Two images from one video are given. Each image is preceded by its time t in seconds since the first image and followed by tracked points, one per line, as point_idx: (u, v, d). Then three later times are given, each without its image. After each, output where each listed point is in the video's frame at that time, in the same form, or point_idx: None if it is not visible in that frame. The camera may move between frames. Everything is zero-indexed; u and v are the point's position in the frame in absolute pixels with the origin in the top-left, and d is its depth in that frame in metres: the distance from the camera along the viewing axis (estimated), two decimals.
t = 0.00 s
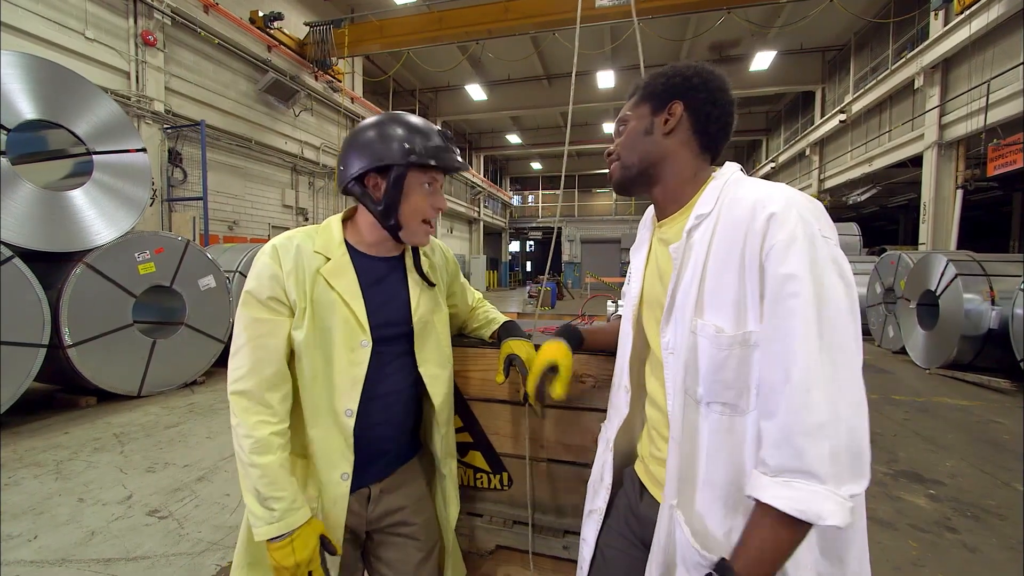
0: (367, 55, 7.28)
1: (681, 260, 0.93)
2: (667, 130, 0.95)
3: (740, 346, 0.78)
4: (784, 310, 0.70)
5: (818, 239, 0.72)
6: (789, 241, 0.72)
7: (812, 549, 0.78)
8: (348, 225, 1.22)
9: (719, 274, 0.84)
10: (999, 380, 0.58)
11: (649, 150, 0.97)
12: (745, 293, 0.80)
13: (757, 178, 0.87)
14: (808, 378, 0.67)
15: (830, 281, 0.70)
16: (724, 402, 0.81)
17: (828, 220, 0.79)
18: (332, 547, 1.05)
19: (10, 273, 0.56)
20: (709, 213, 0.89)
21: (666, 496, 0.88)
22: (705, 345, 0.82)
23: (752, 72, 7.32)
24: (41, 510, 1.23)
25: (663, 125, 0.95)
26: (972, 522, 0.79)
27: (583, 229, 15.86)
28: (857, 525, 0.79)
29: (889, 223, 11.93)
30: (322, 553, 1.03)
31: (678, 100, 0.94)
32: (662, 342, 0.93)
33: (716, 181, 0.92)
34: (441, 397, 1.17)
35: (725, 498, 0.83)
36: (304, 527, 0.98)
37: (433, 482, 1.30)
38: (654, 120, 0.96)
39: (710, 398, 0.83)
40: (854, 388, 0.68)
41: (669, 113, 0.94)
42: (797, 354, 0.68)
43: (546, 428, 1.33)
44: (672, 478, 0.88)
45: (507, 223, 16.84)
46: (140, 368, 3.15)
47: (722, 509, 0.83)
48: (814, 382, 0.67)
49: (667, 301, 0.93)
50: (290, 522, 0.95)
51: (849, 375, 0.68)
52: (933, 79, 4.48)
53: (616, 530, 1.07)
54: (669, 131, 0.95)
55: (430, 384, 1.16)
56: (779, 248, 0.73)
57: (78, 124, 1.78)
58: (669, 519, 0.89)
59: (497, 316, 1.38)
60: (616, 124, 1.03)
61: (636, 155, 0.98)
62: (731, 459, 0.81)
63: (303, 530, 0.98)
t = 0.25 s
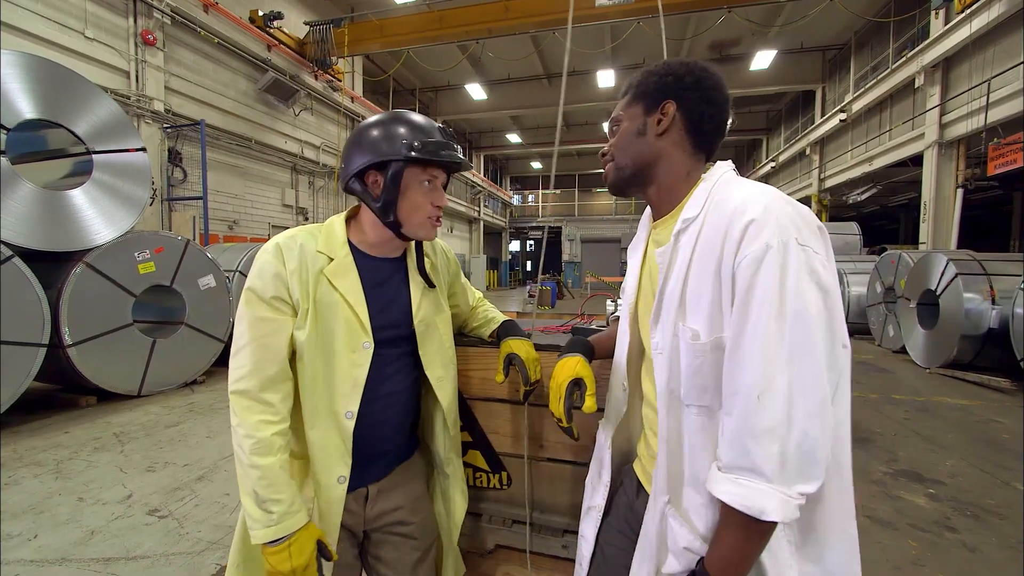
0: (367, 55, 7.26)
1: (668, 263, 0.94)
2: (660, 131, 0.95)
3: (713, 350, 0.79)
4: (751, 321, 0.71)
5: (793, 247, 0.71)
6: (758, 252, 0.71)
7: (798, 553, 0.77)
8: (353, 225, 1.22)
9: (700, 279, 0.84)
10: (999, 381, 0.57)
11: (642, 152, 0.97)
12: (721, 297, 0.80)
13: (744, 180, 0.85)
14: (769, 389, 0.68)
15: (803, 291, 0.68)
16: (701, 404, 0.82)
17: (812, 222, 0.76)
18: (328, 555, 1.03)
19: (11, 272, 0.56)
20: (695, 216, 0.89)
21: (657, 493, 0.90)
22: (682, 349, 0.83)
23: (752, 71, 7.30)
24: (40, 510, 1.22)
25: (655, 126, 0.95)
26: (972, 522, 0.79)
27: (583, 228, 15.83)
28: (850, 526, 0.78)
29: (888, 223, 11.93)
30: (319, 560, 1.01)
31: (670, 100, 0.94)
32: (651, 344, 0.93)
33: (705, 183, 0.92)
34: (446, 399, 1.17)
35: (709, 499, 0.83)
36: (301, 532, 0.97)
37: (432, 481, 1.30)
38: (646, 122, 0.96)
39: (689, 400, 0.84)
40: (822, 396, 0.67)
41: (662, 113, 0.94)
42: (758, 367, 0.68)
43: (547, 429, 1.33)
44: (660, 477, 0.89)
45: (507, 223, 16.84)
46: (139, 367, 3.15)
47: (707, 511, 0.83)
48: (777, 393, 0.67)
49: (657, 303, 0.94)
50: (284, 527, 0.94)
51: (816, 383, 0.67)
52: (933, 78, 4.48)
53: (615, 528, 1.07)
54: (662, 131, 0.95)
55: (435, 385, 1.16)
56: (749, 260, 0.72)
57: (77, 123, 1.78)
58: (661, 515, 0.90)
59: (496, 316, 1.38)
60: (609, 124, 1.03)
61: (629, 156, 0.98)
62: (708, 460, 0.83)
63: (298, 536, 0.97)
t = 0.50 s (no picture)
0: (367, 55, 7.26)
1: (664, 267, 0.93)
2: (656, 133, 0.95)
3: (707, 355, 0.79)
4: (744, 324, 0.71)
5: (786, 252, 0.71)
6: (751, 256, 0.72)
7: (790, 560, 0.76)
8: (348, 225, 1.21)
9: (694, 283, 0.84)
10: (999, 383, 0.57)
11: (637, 153, 0.97)
12: (716, 301, 0.80)
13: (739, 184, 0.84)
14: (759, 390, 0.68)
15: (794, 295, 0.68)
16: (694, 409, 0.82)
17: (805, 226, 0.76)
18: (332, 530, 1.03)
19: (10, 273, 0.56)
20: (690, 219, 0.89)
21: (645, 498, 0.89)
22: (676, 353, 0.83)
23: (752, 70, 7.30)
24: (40, 510, 1.23)
25: (651, 127, 0.95)
26: (972, 524, 0.79)
27: (583, 228, 15.82)
28: (842, 531, 0.78)
29: (888, 222, 11.92)
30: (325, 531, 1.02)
31: (665, 102, 0.94)
32: (644, 348, 0.93)
33: (700, 187, 0.91)
34: (445, 402, 1.17)
35: (699, 504, 0.83)
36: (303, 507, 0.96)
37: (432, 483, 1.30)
38: (642, 123, 0.96)
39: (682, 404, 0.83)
40: (813, 400, 0.67)
41: (657, 115, 0.94)
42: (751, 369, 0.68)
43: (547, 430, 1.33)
44: (648, 482, 0.89)
45: (507, 223, 16.83)
46: (139, 368, 3.15)
47: (698, 517, 0.83)
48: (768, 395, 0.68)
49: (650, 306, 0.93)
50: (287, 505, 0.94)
51: (806, 388, 0.67)
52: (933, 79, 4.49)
53: (611, 531, 1.07)
54: (657, 133, 0.95)
55: (432, 389, 1.16)
56: (742, 263, 0.72)
57: (76, 124, 1.78)
58: (648, 520, 0.90)
59: (494, 317, 1.37)
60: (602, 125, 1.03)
61: (624, 158, 0.98)
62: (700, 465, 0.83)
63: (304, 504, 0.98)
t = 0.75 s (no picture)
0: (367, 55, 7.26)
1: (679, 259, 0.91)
2: (692, 129, 0.94)
3: (726, 347, 0.78)
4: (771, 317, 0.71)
5: (814, 250, 0.72)
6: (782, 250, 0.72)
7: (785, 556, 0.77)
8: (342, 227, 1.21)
9: (714, 275, 0.83)
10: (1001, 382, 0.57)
11: (671, 146, 0.94)
12: (736, 295, 0.80)
13: (759, 182, 0.85)
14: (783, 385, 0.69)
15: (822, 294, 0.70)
16: (706, 403, 0.81)
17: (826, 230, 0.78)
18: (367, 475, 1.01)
19: (10, 273, 0.55)
20: (709, 213, 0.88)
21: (642, 490, 0.89)
22: (693, 344, 0.82)
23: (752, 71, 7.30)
24: (40, 511, 1.23)
25: (690, 123, 0.94)
26: (972, 525, 0.79)
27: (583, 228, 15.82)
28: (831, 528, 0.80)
29: (888, 222, 11.93)
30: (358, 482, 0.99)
31: (704, 101, 0.94)
32: (653, 341, 0.91)
33: (717, 182, 0.91)
34: (441, 402, 1.17)
35: (699, 497, 0.83)
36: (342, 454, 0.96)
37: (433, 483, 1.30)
38: (681, 117, 0.93)
39: (693, 397, 0.83)
40: (828, 397, 0.69)
41: (696, 111, 0.93)
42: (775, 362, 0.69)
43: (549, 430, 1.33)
44: (648, 476, 0.89)
45: (507, 223, 16.82)
46: (139, 368, 3.15)
47: (694, 509, 0.84)
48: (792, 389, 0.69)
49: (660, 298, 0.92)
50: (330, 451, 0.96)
51: (823, 385, 0.69)
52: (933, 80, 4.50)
53: (604, 535, 1.07)
54: (693, 129, 0.94)
55: (429, 390, 1.15)
56: (774, 257, 0.73)
57: (76, 124, 1.78)
58: (643, 511, 0.90)
59: (496, 319, 1.37)
60: (626, 100, 0.94)
61: (658, 148, 0.94)
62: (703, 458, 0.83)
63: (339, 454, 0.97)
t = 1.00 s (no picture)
0: (367, 54, 7.25)
1: (710, 252, 0.90)
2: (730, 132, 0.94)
3: (769, 343, 0.79)
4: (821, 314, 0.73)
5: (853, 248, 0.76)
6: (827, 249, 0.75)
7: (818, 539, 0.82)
8: (344, 224, 1.21)
9: (750, 270, 0.83)
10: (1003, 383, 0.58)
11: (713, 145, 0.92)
12: (776, 291, 0.81)
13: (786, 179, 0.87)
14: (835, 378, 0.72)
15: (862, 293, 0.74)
16: (741, 399, 0.82)
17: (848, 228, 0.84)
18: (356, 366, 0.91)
19: (11, 273, 0.55)
20: (738, 207, 0.88)
21: (679, 494, 0.87)
22: (733, 340, 0.81)
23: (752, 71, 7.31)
24: (41, 510, 1.22)
25: (732, 125, 0.94)
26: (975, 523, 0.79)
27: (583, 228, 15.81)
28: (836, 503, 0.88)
29: (889, 221, 11.91)
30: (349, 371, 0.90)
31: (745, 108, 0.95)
32: (677, 336, 0.91)
33: (743, 176, 0.92)
34: (443, 400, 1.16)
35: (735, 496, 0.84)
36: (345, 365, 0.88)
37: (434, 481, 1.29)
38: (728, 115, 0.92)
39: (729, 393, 0.82)
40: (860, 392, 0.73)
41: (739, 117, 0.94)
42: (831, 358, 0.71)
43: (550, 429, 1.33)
44: (684, 479, 0.87)
45: (507, 222, 16.81)
46: (140, 367, 3.15)
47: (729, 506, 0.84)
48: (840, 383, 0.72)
49: (685, 294, 0.91)
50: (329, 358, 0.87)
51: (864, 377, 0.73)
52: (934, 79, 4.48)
53: (610, 542, 1.06)
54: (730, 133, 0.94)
55: (431, 387, 1.15)
56: (821, 255, 0.75)
57: (76, 123, 1.78)
58: (678, 516, 0.88)
59: (498, 316, 1.37)
60: (684, 84, 0.90)
61: (705, 142, 0.91)
62: (737, 453, 0.83)
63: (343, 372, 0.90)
